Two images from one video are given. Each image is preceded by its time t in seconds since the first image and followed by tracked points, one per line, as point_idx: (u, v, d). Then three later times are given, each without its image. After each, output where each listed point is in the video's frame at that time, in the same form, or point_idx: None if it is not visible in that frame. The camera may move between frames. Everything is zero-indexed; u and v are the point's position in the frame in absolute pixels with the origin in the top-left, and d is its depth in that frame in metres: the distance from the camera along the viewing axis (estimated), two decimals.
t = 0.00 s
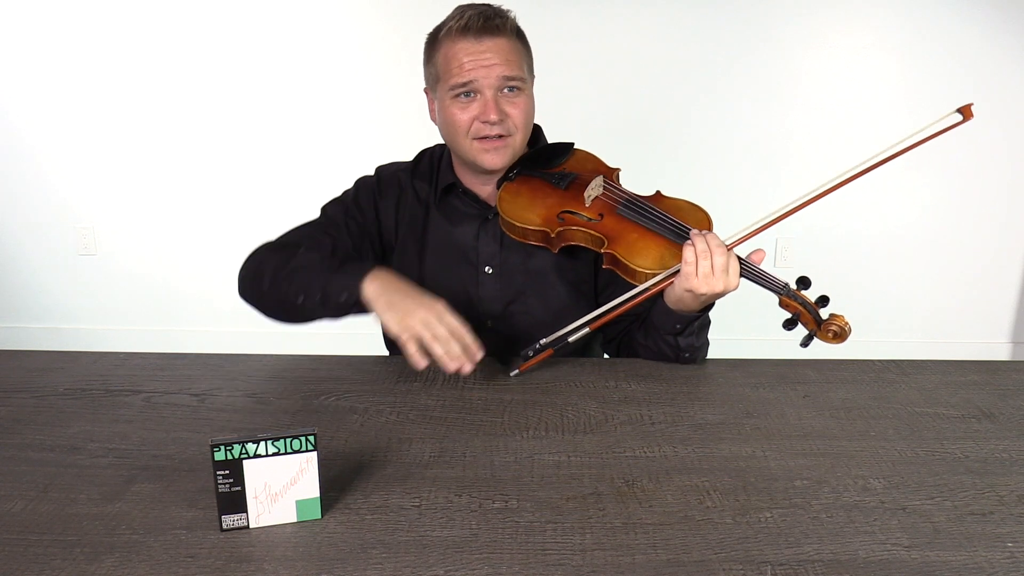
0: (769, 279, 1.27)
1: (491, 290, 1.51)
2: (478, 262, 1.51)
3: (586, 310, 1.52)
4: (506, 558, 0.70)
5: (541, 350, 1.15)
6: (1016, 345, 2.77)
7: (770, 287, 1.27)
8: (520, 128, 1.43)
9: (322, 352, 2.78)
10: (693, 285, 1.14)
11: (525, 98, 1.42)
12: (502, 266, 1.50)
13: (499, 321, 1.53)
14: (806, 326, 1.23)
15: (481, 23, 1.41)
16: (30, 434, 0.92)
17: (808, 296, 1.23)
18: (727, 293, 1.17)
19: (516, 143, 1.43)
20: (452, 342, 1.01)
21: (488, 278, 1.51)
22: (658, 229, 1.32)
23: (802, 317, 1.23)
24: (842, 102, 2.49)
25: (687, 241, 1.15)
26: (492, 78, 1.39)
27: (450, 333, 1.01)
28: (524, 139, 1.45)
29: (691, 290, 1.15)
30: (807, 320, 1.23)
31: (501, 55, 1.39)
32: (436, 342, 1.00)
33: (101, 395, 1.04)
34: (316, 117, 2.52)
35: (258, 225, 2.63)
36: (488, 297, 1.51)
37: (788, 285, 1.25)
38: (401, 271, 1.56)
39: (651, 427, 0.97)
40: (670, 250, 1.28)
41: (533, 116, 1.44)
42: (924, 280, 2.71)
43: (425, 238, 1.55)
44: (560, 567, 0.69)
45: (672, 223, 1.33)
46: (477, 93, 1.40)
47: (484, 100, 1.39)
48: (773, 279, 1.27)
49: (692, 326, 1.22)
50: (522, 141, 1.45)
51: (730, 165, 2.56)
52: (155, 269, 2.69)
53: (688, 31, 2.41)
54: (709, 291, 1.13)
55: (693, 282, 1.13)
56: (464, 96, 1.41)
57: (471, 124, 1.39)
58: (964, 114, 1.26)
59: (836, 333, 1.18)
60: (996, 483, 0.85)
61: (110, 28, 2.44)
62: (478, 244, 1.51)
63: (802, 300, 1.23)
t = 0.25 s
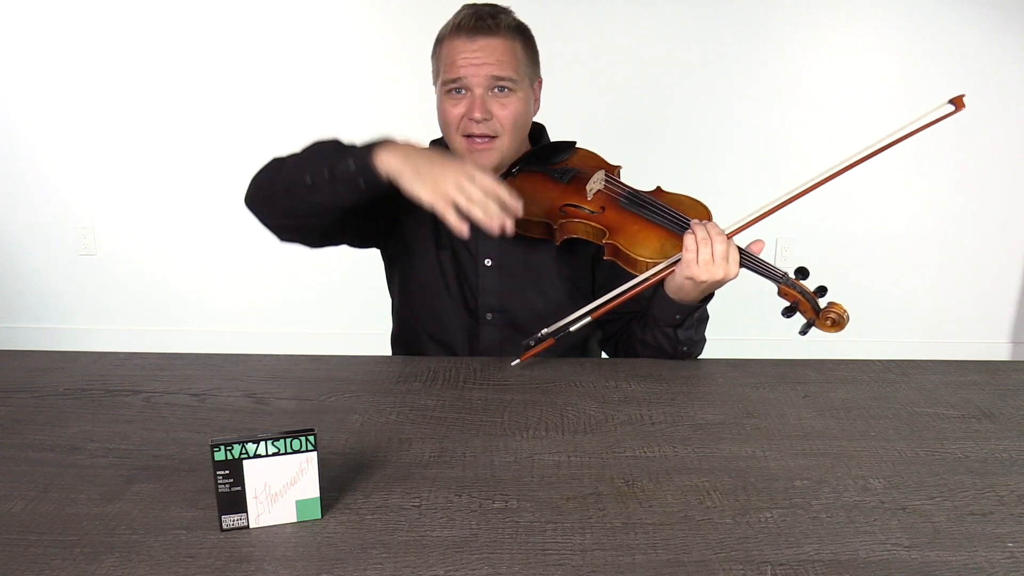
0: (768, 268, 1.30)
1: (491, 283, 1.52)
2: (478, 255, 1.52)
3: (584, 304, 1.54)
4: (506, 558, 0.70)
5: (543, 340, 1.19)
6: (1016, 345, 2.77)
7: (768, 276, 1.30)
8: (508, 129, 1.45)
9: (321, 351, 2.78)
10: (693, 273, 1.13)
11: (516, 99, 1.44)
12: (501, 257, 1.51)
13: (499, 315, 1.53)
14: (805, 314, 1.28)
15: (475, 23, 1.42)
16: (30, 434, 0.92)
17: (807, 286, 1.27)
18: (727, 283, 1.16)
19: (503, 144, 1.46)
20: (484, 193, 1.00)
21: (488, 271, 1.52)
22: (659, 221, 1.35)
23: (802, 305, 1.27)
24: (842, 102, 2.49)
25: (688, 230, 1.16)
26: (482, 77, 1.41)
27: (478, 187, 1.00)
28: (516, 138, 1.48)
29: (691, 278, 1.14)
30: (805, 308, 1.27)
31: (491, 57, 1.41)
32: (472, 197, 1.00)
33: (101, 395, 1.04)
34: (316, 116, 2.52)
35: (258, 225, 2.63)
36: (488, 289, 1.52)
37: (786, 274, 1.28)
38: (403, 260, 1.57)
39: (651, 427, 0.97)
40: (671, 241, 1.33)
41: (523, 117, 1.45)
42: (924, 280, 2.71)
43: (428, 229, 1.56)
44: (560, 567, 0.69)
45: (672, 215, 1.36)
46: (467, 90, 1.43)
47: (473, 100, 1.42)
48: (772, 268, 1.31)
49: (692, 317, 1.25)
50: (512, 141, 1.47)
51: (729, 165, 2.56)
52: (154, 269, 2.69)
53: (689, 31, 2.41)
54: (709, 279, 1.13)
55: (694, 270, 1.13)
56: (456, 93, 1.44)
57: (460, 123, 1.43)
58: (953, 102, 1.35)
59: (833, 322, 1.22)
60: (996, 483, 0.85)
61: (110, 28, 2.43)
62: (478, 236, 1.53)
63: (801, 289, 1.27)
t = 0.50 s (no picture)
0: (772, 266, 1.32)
1: (491, 279, 1.53)
2: (479, 251, 1.53)
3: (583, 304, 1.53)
4: (506, 558, 0.70)
5: (549, 335, 1.16)
6: (1016, 345, 2.76)
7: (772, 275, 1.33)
8: (504, 120, 1.48)
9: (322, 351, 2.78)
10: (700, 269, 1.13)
11: (518, 95, 1.48)
12: (502, 254, 1.52)
13: (499, 310, 1.54)
14: (809, 313, 1.28)
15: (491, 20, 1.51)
16: (30, 434, 0.92)
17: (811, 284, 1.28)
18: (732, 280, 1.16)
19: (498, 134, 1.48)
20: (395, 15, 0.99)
21: (488, 266, 1.53)
22: (664, 219, 1.37)
23: (806, 303, 1.27)
24: (842, 102, 2.50)
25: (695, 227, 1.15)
26: (487, 68, 1.48)
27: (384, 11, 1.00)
28: (513, 133, 1.50)
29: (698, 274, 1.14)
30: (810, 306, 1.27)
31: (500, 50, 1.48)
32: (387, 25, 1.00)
33: (101, 395, 1.04)
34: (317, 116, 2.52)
35: (258, 226, 2.63)
36: (489, 286, 1.53)
37: (790, 272, 1.30)
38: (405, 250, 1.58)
39: (651, 427, 0.97)
40: (676, 239, 1.34)
41: (522, 111, 1.48)
42: (924, 280, 2.71)
43: (431, 220, 1.56)
44: (560, 567, 0.69)
45: (677, 213, 1.38)
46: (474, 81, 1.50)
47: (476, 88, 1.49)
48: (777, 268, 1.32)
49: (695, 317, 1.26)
50: (507, 134, 1.49)
51: (729, 165, 2.56)
52: (155, 269, 2.69)
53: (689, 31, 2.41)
54: (716, 276, 1.13)
55: (700, 267, 1.13)
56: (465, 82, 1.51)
57: (460, 109, 1.50)
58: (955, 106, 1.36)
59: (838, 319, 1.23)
60: (996, 483, 0.85)
61: (110, 27, 2.44)
62: (479, 232, 1.53)
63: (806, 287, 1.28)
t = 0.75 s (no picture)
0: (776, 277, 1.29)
1: (491, 280, 1.52)
2: (480, 251, 1.53)
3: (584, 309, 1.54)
4: (506, 558, 0.70)
5: (550, 339, 1.16)
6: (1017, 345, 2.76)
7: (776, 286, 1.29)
8: (505, 120, 1.40)
9: (322, 351, 2.78)
10: (704, 277, 1.14)
11: (522, 96, 1.41)
12: (503, 254, 1.51)
13: (499, 312, 1.53)
14: (811, 324, 1.26)
15: (505, 16, 1.44)
16: (30, 434, 0.92)
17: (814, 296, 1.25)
18: (735, 289, 1.17)
19: (498, 132, 1.41)
20: None
21: (489, 266, 1.52)
22: (669, 226, 1.36)
23: (808, 316, 1.25)
24: (842, 102, 2.49)
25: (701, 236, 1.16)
26: (492, 64, 1.41)
27: None
28: (513, 135, 1.43)
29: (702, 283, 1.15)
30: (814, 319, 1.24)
31: (509, 47, 1.41)
32: None
33: (101, 395, 1.04)
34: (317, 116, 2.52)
35: (259, 225, 2.63)
36: (489, 287, 1.52)
37: (795, 283, 1.26)
38: (407, 248, 1.58)
39: (651, 427, 0.97)
40: (681, 246, 1.32)
41: (525, 113, 1.42)
42: (924, 280, 2.71)
43: (433, 218, 1.56)
44: (560, 567, 0.69)
45: (682, 222, 1.38)
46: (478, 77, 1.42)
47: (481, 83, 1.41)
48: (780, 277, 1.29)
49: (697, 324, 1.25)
50: (508, 135, 1.42)
51: (729, 165, 2.56)
52: (156, 269, 2.69)
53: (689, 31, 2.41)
54: (720, 285, 1.14)
55: (704, 275, 1.13)
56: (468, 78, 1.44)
57: (460, 103, 1.41)
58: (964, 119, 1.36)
59: (840, 333, 1.20)
60: (995, 483, 0.85)
61: (111, 27, 2.44)
62: (481, 233, 1.53)
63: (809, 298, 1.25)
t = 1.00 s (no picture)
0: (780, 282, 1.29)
1: (492, 281, 1.52)
2: (481, 251, 1.53)
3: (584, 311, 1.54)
4: (506, 558, 0.70)
5: (551, 341, 1.16)
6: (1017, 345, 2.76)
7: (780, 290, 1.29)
8: (505, 119, 1.40)
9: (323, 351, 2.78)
10: (708, 281, 1.14)
11: (522, 96, 1.41)
12: (504, 255, 1.51)
13: (500, 312, 1.53)
14: (815, 328, 1.26)
15: (509, 16, 1.44)
16: (30, 434, 0.92)
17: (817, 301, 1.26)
18: (739, 294, 1.17)
19: (497, 131, 1.41)
20: None
21: (489, 266, 1.52)
22: (672, 229, 1.36)
23: (812, 321, 1.25)
24: (842, 102, 2.49)
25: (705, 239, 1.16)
26: (495, 64, 1.41)
27: None
28: (513, 134, 1.43)
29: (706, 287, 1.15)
30: (817, 324, 1.25)
31: (511, 47, 1.41)
32: None
33: (101, 395, 1.04)
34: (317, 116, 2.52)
35: (259, 225, 2.63)
36: (490, 287, 1.52)
37: (798, 288, 1.26)
38: (407, 247, 1.58)
39: (651, 427, 0.97)
40: (684, 249, 1.32)
41: (525, 113, 1.41)
42: (924, 280, 2.71)
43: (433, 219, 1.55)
44: (560, 567, 0.69)
45: (685, 225, 1.38)
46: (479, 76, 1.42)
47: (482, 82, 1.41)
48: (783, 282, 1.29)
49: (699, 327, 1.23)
50: (507, 135, 1.42)
51: (729, 165, 2.56)
52: (156, 269, 2.69)
53: (689, 31, 2.41)
54: (724, 289, 1.13)
55: (708, 279, 1.13)
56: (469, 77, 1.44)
57: (462, 101, 1.41)
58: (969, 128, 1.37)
59: (843, 338, 1.21)
60: (996, 483, 0.85)
61: (111, 27, 2.44)
62: (482, 233, 1.53)
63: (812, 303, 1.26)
